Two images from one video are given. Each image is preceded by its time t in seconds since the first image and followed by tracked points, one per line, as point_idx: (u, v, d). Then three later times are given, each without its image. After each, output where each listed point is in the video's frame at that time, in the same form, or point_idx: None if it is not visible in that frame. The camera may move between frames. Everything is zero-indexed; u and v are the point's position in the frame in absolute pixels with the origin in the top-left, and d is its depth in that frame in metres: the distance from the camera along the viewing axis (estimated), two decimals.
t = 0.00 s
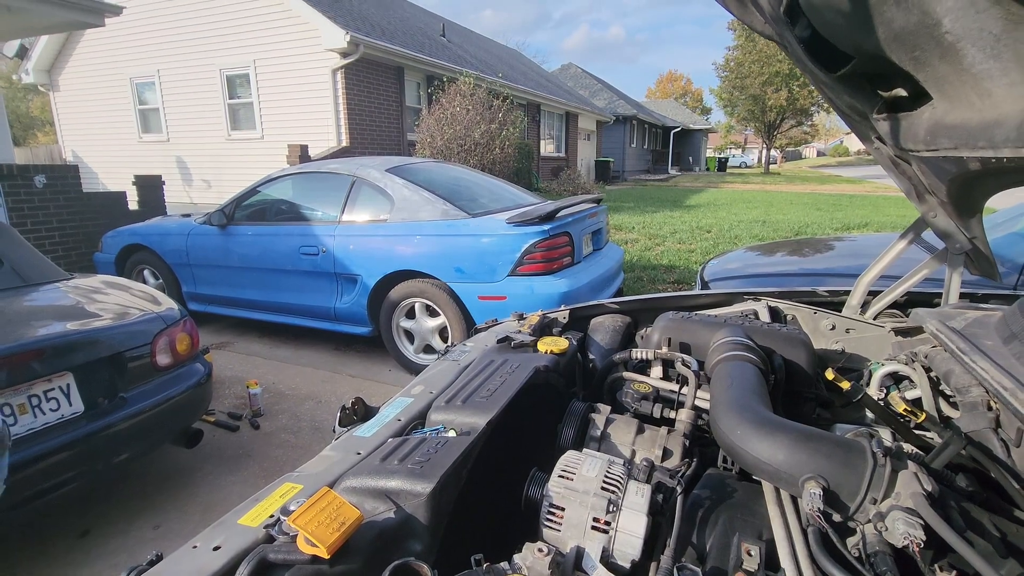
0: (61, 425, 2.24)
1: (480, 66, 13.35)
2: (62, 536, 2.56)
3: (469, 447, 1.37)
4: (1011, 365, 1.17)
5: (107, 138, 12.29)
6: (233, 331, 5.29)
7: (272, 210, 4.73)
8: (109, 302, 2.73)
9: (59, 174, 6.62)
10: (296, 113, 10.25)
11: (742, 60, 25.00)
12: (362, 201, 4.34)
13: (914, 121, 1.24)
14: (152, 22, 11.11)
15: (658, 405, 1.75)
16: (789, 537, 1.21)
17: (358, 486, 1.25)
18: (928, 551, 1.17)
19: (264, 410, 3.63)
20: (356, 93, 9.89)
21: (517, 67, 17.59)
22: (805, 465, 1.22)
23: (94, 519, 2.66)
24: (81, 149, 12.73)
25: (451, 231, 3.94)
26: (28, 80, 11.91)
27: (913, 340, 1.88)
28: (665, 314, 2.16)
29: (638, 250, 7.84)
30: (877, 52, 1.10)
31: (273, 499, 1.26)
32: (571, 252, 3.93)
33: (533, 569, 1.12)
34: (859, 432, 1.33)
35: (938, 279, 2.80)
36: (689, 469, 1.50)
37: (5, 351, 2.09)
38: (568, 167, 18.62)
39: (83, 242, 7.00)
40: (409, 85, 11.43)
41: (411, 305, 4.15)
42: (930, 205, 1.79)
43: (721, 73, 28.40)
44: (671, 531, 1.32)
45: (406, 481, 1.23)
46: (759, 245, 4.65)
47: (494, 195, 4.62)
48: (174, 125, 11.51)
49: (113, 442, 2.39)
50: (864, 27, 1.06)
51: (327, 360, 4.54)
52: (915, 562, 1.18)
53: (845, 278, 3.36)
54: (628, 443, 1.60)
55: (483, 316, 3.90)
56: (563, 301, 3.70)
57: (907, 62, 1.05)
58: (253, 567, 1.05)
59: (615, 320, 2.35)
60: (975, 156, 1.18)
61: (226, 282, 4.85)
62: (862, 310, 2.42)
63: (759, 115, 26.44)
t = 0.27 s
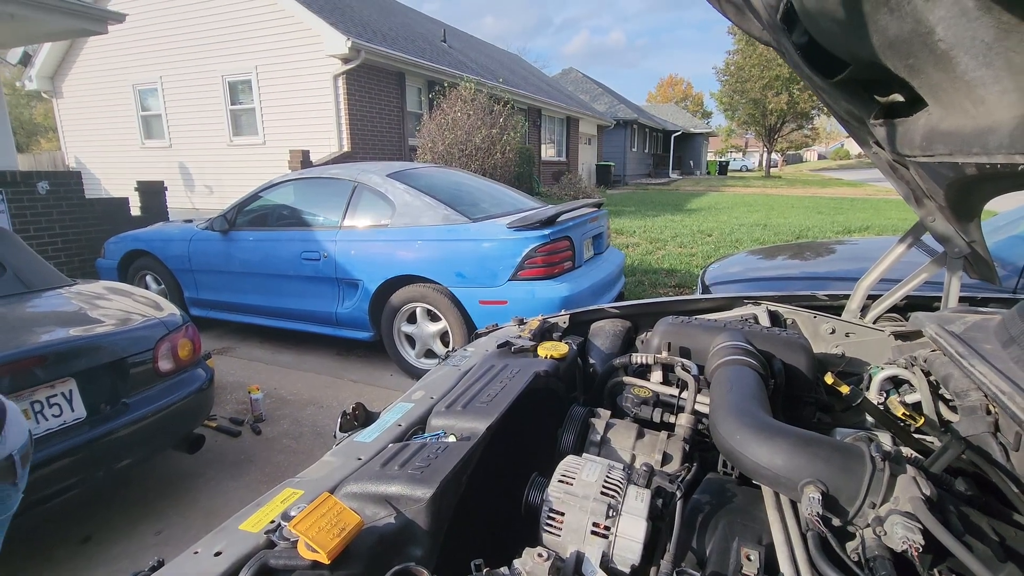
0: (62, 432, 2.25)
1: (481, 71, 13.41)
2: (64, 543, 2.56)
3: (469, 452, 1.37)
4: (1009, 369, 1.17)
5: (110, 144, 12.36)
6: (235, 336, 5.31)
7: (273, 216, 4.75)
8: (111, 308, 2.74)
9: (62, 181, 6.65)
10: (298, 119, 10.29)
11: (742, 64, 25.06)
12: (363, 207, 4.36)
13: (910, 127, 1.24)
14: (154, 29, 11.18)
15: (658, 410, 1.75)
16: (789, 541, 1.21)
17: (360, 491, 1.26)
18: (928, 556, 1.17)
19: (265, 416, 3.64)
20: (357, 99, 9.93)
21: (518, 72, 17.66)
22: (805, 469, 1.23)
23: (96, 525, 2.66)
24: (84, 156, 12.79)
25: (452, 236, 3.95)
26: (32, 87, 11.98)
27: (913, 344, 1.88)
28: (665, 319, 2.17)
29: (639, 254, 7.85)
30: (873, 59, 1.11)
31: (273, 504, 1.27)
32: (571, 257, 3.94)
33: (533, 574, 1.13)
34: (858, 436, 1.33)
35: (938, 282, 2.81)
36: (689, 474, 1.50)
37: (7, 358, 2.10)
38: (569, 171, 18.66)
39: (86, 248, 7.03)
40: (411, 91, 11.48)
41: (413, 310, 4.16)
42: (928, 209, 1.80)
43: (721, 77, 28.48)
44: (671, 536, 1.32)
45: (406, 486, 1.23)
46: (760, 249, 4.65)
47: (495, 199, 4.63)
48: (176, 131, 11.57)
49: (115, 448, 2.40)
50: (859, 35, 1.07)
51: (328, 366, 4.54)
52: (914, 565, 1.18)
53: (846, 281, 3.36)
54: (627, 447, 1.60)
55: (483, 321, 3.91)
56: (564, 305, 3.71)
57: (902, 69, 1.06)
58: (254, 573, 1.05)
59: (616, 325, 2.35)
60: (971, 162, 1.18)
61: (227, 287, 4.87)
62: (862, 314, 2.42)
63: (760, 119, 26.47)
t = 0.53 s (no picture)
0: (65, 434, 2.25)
1: (482, 75, 13.44)
2: (66, 545, 2.56)
3: (472, 454, 1.38)
4: (1012, 371, 1.17)
5: (112, 148, 12.40)
6: (237, 339, 5.31)
7: (275, 219, 4.76)
8: (114, 311, 2.75)
9: (65, 184, 6.67)
10: (300, 122, 10.32)
11: (742, 67, 25.08)
12: (365, 210, 4.37)
13: (912, 129, 1.25)
14: (157, 33, 11.23)
15: (661, 412, 1.75)
16: (792, 543, 1.21)
17: (363, 493, 1.26)
18: (932, 557, 1.17)
19: (267, 419, 3.64)
20: (359, 103, 9.96)
21: (519, 75, 17.71)
22: (808, 471, 1.23)
23: (99, 528, 2.67)
24: (86, 159, 12.83)
25: (454, 239, 3.95)
26: (35, 91, 12.03)
27: (915, 346, 1.88)
28: (667, 321, 2.17)
29: (641, 257, 7.85)
30: (875, 61, 1.11)
31: (277, 506, 1.27)
32: (573, 260, 3.95)
33: None
34: (861, 438, 1.33)
35: (940, 284, 2.81)
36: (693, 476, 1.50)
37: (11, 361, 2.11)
38: (570, 174, 18.68)
39: (88, 252, 7.05)
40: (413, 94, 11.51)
41: (414, 313, 4.17)
42: (930, 212, 1.80)
43: (722, 80, 28.53)
44: (674, 538, 1.32)
45: (410, 488, 1.24)
46: (762, 252, 4.65)
47: (497, 202, 4.64)
48: (178, 135, 11.60)
49: (117, 451, 2.40)
50: (861, 38, 1.07)
51: (330, 368, 4.54)
52: (918, 566, 1.18)
53: (848, 284, 3.36)
54: (630, 449, 1.60)
55: (485, 323, 3.91)
56: (566, 308, 3.71)
57: (904, 72, 1.06)
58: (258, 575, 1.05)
59: (618, 327, 2.36)
60: (973, 164, 1.19)
61: (230, 290, 4.88)
62: (865, 316, 2.42)
63: (761, 122, 26.48)
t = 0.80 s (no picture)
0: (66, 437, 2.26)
1: (483, 77, 13.47)
2: (67, 548, 2.56)
3: (472, 457, 1.37)
4: (1013, 373, 1.17)
5: (113, 150, 12.42)
6: (238, 341, 5.31)
7: (276, 221, 4.77)
8: (115, 314, 2.75)
9: (66, 187, 6.69)
10: (300, 125, 10.34)
11: (742, 69, 25.11)
12: (365, 212, 4.37)
13: (911, 131, 1.25)
14: (159, 36, 11.27)
15: (661, 414, 1.75)
16: (793, 546, 1.21)
17: (363, 496, 1.26)
18: (933, 560, 1.17)
19: (268, 421, 3.64)
20: (359, 106, 9.98)
21: (520, 78, 17.74)
22: (808, 474, 1.23)
23: (99, 531, 2.67)
24: (88, 162, 12.86)
25: (454, 241, 3.96)
26: (37, 94, 12.07)
27: (916, 348, 1.88)
28: (668, 323, 2.17)
29: (641, 259, 7.85)
30: (873, 63, 1.11)
31: (277, 509, 1.27)
32: (574, 262, 3.95)
33: None
34: (862, 440, 1.33)
35: (940, 286, 2.81)
36: (693, 478, 1.50)
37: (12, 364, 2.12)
38: (570, 176, 18.70)
39: (89, 254, 7.06)
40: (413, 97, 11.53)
41: (415, 315, 4.17)
42: (930, 213, 1.80)
43: (722, 82, 28.57)
44: (674, 540, 1.32)
45: (409, 490, 1.24)
46: (762, 253, 4.65)
47: (497, 204, 4.64)
48: (180, 137, 11.63)
49: (118, 453, 2.41)
50: (860, 40, 1.07)
51: (331, 371, 4.54)
52: (918, 569, 1.18)
53: (848, 286, 3.36)
54: (630, 452, 1.60)
55: (485, 325, 3.91)
56: (566, 309, 3.71)
57: (902, 75, 1.06)
58: None
59: (618, 329, 2.36)
60: (972, 166, 1.19)
61: (230, 292, 4.88)
62: (865, 318, 2.42)
63: (761, 124, 26.50)
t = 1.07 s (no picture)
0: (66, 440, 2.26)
1: (483, 79, 13.49)
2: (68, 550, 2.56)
3: (473, 458, 1.38)
4: (1014, 373, 1.17)
5: (115, 153, 12.44)
6: (239, 343, 5.32)
7: (277, 223, 4.77)
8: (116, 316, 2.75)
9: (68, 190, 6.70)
10: (301, 127, 10.36)
11: (742, 70, 25.13)
12: (366, 214, 4.38)
13: (911, 132, 1.25)
14: (160, 39, 11.29)
15: (662, 416, 1.75)
16: (794, 548, 1.21)
17: (364, 497, 1.26)
18: (935, 561, 1.17)
19: (269, 423, 3.64)
20: (360, 108, 10.00)
21: (520, 79, 17.77)
22: (809, 475, 1.23)
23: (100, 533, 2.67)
24: (89, 165, 12.88)
25: (455, 243, 3.96)
26: (39, 97, 12.10)
27: (917, 348, 1.88)
28: (668, 324, 2.17)
29: (642, 260, 7.86)
30: (873, 65, 1.12)
31: (278, 511, 1.27)
32: (574, 263, 3.95)
33: None
34: (863, 442, 1.33)
35: (941, 287, 2.81)
36: (694, 479, 1.50)
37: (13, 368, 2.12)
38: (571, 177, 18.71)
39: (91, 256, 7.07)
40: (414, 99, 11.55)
41: (415, 317, 4.17)
42: (931, 214, 1.80)
43: (722, 83, 28.59)
44: (675, 542, 1.32)
45: (410, 492, 1.24)
46: (763, 254, 4.65)
47: (498, 206, 4.65)
48: (181, 140, 11.65)
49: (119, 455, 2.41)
50: (860, 41, 1.07)
51: (331, 372, 4.55)
52: (920, 569, 1.17)
53: (849, 286, 3.36)
54: (631, 453, 1.60)
55: (486, 327, 3.91)
56: (567, 311, 3.71)
57: (902, 76, 1.06)
58: None
59: (619, 330, 2.36)
60: (972, 167, 1.19)
61: (231, 294, 4.89)
62: (866, 319, 2.42)
63: (761, 125, 26.53)
